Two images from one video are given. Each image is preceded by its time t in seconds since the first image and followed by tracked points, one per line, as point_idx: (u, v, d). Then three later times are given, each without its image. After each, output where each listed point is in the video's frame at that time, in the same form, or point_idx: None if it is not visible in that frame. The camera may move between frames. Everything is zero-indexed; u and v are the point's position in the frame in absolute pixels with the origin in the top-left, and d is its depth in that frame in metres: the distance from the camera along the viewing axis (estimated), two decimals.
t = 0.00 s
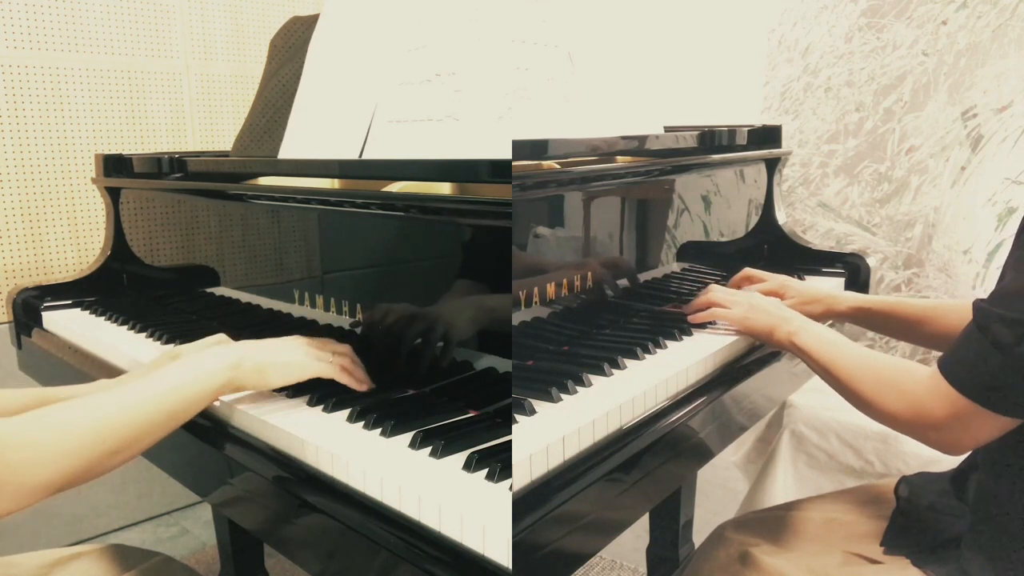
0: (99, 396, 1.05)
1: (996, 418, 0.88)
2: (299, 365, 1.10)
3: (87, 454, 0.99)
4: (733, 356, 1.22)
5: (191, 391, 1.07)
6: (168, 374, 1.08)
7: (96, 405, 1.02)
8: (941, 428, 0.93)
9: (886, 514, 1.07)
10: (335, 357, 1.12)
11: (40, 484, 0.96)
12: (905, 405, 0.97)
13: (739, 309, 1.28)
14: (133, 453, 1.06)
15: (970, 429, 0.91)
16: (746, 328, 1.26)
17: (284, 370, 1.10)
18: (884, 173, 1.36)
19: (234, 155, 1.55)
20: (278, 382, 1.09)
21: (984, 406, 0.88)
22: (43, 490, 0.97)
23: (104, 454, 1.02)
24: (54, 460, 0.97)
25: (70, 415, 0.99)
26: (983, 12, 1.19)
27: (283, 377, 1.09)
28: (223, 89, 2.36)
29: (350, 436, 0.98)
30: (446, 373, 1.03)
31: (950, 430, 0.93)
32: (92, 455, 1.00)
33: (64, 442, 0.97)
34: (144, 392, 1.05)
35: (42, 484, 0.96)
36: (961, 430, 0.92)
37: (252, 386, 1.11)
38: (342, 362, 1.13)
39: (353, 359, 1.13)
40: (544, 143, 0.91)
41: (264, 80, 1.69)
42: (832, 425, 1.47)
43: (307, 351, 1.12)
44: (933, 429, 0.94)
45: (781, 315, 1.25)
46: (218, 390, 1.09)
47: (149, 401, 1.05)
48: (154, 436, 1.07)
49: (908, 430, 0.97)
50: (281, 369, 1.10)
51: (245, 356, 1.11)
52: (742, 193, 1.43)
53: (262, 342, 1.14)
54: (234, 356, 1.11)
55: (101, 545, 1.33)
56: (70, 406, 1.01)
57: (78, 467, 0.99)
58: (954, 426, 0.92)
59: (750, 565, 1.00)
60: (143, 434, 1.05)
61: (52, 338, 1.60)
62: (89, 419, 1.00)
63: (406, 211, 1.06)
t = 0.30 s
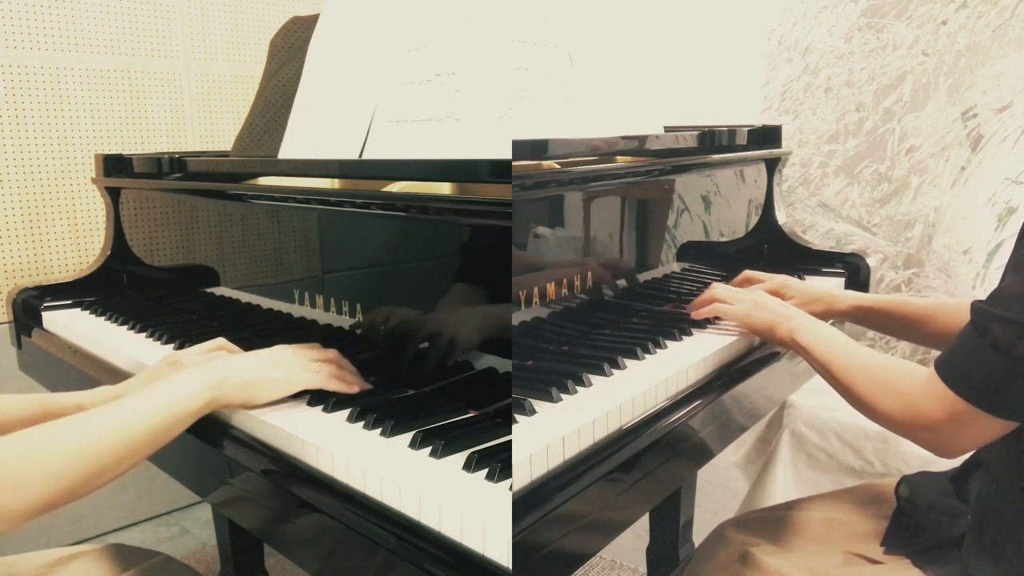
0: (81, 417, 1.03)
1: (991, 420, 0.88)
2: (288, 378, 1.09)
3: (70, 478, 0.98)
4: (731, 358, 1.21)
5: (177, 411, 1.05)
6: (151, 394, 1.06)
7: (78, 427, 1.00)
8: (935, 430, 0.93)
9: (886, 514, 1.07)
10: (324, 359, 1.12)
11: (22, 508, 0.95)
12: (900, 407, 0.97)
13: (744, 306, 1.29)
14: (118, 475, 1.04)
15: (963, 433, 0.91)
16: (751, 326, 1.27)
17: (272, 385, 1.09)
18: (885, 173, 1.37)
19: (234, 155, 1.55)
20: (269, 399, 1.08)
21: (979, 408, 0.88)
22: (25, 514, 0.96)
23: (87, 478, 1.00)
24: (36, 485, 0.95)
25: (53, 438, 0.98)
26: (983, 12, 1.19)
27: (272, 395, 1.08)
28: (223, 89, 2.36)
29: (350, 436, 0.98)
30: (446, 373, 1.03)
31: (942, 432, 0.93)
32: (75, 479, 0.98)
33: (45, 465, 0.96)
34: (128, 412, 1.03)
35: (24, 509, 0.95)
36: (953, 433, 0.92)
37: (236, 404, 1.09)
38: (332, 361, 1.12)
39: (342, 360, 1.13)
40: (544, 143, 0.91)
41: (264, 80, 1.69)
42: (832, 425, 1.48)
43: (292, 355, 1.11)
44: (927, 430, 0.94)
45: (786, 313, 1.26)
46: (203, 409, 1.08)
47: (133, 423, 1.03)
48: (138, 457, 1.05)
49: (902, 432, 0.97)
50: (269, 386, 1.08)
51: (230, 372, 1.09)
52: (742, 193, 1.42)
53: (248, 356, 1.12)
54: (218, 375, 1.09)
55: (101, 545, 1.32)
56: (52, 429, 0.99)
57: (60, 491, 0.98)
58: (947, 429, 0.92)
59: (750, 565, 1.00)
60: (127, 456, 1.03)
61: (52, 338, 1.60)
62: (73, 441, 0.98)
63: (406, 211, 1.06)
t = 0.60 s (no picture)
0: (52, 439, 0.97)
1: (987, 422, 0.87)
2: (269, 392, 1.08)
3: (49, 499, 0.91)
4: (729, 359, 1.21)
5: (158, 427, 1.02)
6: (126, 412, 1.03)
7: (53, 447, 0.95)
8: (931, 430, 0.92)
9: (886, 514, 1.07)
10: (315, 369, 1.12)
11: None
12: (895, 407, 0.96)
13: (742, 302, 1.28)
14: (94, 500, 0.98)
15: (958, 435, 0.89)
16: (751, 323, 1.26)
17: (255, 397, 1.08)
18: (885, 173, 1.43)
19: (234, 155, 1.55)
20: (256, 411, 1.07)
21: (975, 411, 0.87)
22: None
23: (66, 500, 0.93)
24: (13, 507, 0.88)
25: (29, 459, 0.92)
26: (984, 12, 1.22)
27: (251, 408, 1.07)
28: (223, 89, 2.36)
29: (350, 436, 0.99)
30: (446, 373, 1.03)
31: (936, 434, 0.92)
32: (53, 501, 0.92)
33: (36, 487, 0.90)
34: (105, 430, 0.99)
35: None
36: (948, 435, 0.91)
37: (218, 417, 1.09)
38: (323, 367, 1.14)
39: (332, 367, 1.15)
40: (544, 143, 0.91)
41: (264, 80, 1.69)
42: (831, 425, 1.48)
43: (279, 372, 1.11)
44: (922, 431, 0.93)
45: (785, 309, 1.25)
46: (183, 424, 1.05)
47: (114, 440, 0.98)
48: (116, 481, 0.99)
49: (896, 432, 0.96)
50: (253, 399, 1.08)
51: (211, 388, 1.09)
52: (742, 193, 1.41)
53: (229, 372, 1.12)
54: (195, 391, 1.08)
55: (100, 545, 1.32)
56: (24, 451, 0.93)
57: (37, 515, 0.91)
58: (941, 431, 0.91)
59: (750, 565, 0.99)
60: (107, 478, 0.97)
61: (53, 338, 1.60)
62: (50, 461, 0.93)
63: (406, 211, 1.06)
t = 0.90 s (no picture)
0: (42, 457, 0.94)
1: (987, 425, 0.88)
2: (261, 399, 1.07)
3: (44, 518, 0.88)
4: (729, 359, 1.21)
5: (152, 438, 0.99)
6: (117, 423, 0.99)
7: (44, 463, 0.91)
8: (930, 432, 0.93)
9: (886, 514, 1.07)
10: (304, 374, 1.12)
11: None
12: (893, 409, 0.96)
13: (742, 302, 1.28)
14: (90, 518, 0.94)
15: (957, 437, 0.91)
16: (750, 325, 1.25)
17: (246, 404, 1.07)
18: (885, 173, 1.43)
19: (234, 155, 1.55)
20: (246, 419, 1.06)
21: (974, 413, 0.88)
22: None
23: (61, 518, 0.90)
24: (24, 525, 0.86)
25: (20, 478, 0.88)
26: (983, 12, 1.23)
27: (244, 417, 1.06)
28: (223, 89, 2.36)
29: (350, 436, 0.99)
30: (446, 373, 1.03)
31: (935, 436, 0.92)
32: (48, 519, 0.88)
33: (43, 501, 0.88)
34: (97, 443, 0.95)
35: None
36: (948, 436, 0.92)
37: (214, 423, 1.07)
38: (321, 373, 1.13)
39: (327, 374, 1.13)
40: (544, 143, 0.91)
41: (264, 80, 1.69)
42: (832, 425, 1.49)
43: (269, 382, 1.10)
44: (922, 432, 0.93)
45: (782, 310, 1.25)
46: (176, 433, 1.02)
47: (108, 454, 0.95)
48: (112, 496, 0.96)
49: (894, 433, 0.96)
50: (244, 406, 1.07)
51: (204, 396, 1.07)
52: (742, 193, 1.41)
53: (219, 380, 1.10)
54: (187, 400, 1.05)
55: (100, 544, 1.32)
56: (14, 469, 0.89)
57: (32, 536, 0.87)
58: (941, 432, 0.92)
59: (750, 565, 0.99)
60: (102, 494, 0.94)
61: (53, 338, 1.60)
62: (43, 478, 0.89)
63: (407, 211, 1.06)
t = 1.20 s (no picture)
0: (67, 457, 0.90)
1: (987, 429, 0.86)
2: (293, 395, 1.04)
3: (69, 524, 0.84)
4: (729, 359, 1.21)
5: (181, 442, 0.95)
6: (145, 424, 0.95)
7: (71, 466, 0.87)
8: (930, 437, 0.91)
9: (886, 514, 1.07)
10: (327, 369, 1.08)
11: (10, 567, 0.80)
12: (892, 413, 0.94)
13: (742, 306, 1.24)
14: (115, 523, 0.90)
15: (958, 441, 0.88)
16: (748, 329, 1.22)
17: (275, 402, 1.04)
18: (885, 173, 1.44)
19: (234, 155, 1.55)
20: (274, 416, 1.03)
21: (974, 418, 0.86)
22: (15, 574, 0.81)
23: (86, 525, 0.86)
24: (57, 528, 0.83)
25: (45, 481, 0.84)
26: (983, 12, 1.26)
27: (276, 414, 1.03)
28: (223, 89, 2.36)
29: (350, 436, 0.99)
30: (448, 373, 1.03)
31: (938, 441, 0.90)
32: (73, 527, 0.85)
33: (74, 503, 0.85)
34: (125, 445, 0.91)
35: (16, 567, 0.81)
36: (950, 441, 0.89)
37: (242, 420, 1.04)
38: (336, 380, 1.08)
39: (346, 381, 1.09)
40: (544, 143, 0.91)
41: (264, 80, 1.69)
42: (832, 425, 1.48)
43: (298, 380, 1.05)
44: (923, 438, 0.91)
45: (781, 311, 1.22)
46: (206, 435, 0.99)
47: (137, 458, 0.91)
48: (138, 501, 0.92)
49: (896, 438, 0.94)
50: (273, 404, 1.03)
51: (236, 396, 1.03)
52: (742, 193, 1.41)
53: (248, 375, 1.06)
54: (218, 401, 1.01)
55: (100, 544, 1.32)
56: (39, 471, 0.86)
57: (64, 539, 0.84)
58: (941, 437, 0.89)
59: (749, 565, 0.99)
60: (129, 500, 0.90)
61: (52, 338, 1.60)
62: (69, 482, 0.85)
63: (407, 211, 1.06)
